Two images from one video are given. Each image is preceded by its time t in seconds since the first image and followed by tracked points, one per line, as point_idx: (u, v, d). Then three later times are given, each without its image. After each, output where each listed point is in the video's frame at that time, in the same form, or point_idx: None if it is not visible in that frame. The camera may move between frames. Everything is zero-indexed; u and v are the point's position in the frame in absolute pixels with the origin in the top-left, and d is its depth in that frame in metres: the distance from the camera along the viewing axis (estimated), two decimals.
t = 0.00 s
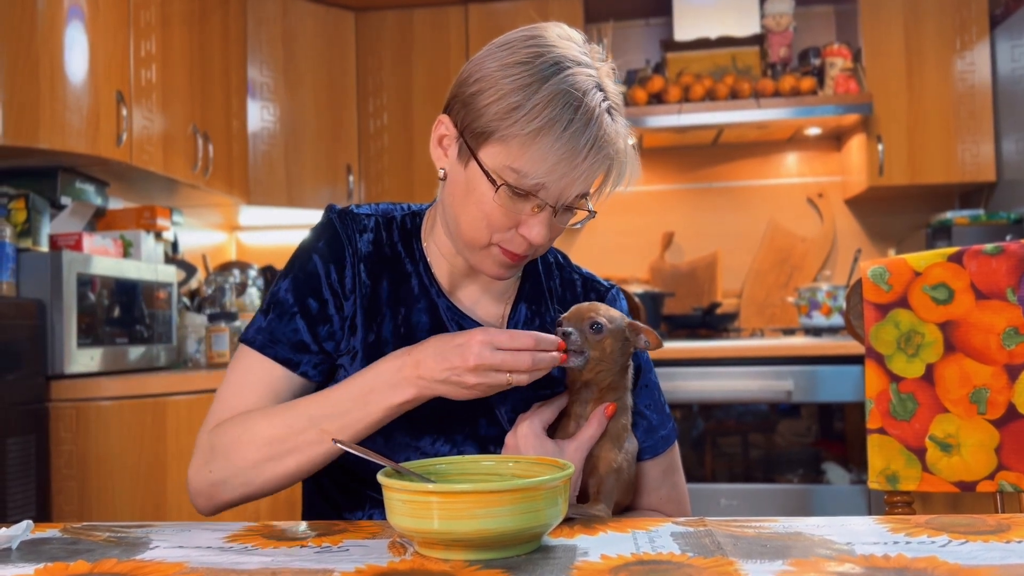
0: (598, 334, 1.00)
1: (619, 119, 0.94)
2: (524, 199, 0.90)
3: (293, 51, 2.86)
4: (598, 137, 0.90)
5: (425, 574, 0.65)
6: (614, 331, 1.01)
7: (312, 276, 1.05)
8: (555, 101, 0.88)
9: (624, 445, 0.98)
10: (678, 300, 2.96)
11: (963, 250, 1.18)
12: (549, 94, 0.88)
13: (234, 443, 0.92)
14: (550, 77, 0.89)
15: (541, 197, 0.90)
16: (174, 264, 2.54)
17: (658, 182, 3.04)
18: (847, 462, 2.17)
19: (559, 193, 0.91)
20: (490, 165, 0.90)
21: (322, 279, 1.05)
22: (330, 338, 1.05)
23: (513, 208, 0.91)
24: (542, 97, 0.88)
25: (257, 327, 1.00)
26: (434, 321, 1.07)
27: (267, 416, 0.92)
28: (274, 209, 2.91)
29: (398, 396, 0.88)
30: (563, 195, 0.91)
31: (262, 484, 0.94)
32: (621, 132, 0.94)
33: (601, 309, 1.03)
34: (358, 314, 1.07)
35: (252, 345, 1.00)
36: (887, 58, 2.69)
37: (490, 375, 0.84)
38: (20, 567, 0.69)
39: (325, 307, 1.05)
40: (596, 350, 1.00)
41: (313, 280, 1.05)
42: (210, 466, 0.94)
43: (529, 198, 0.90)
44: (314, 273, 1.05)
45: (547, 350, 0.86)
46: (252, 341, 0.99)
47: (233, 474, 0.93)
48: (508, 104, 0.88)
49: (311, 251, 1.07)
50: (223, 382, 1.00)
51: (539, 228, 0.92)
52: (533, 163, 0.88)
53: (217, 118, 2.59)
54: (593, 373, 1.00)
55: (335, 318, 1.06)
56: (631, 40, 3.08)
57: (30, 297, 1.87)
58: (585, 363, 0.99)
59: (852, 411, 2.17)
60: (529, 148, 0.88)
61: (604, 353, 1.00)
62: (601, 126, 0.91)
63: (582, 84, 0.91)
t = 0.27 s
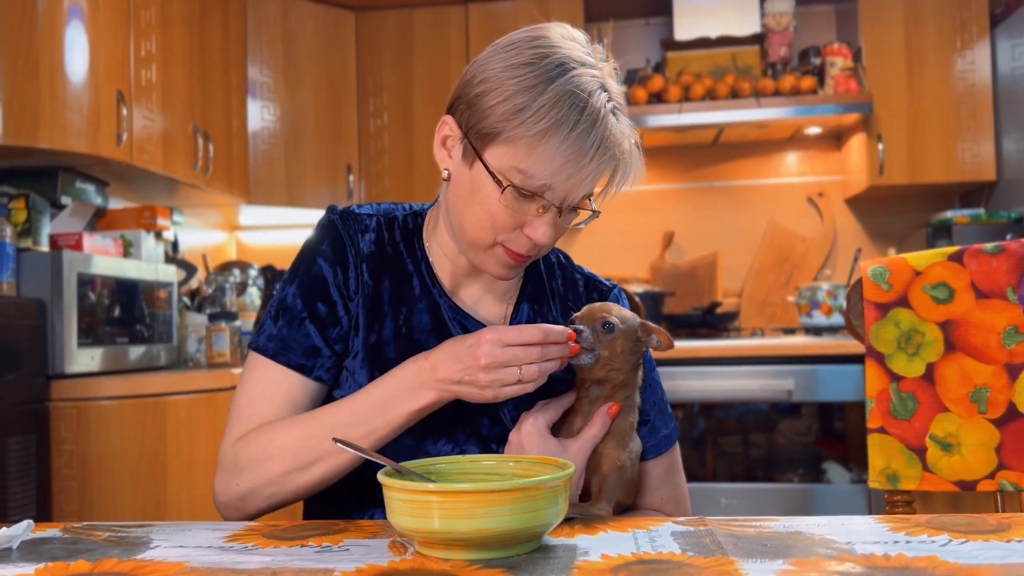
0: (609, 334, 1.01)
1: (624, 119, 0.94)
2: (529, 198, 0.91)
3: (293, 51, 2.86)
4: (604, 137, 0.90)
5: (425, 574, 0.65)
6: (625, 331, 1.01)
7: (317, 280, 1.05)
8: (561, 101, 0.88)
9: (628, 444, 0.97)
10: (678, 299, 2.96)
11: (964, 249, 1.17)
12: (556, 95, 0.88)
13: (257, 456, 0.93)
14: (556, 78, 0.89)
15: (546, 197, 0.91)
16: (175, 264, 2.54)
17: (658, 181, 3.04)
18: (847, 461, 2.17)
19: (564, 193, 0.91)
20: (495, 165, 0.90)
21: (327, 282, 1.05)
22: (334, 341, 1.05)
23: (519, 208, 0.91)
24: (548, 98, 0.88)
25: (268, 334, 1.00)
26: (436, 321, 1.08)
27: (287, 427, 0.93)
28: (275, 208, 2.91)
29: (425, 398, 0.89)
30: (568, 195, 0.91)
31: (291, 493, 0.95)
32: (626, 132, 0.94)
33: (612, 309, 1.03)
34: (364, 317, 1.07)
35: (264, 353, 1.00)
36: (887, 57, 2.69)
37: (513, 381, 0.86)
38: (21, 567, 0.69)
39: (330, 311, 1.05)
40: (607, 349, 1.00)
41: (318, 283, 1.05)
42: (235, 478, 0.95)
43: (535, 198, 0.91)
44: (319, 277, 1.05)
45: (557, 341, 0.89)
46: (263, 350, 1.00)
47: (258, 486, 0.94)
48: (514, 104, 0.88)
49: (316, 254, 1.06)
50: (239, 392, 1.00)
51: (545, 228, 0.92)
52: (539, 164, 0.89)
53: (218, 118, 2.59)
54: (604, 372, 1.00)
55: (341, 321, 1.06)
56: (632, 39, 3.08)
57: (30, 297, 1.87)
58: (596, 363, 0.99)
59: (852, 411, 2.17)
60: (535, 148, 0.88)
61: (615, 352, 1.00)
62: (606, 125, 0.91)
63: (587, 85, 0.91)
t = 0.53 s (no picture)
0: (630, 334, 0.96)
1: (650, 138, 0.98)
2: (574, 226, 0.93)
3: (293, 52, 2.86)
4: (643, 165, 0.94)
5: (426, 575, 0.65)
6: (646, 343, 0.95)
7: (328, 296, 1.05)
8: (605, 135, 0.89)
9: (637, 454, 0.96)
10: (679, 299, 2.96)
11: (964, 249, 1.18)
12: (602, 131, 0.89)
13: (301, 476, 0.95)
14: (595, 109, 0.89)
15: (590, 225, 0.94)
16: (174, 266, 2.54)
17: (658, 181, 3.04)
18: (847, 460, 2.17)
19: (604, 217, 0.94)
20: (539, 199, 0.92)
21: (337, 297, 1.06)
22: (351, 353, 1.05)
23: (561, 235, 0.94)
24: (596, 135, 0.89)
25: (290, 355, 1.01)
26: (444, 327, 1.08)
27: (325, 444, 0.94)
28: (274, 210, 2.91)
29: (445, 387, 0.92)
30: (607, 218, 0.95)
31: (341, 507, 0.97)
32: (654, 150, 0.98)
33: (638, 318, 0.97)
34: (378, 326, 1.07)
35: (288, 375, 1.00)
36: (886, 56, 2.69)
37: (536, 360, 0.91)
38: (23, 569, 0.69)
39: (345, 324, 1.05)
40: (622, 345, 0.96)
41: (329, 298, 1.05)
42: (284, 500, 0.97)
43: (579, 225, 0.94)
44: (329, 293, 1.06)
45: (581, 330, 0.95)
46: (289, 373, 1.00)
47: (307, 507, 0.96)
48: (559, 142, 0.88)
49: (326, 269, 1.06)
50: (269, 415, 1.01)
51: (582, 251, 0.96)
52: (586, 197, 0.91)
53: (217, 119, 2.59)
54: (618, 365, 0.96)
55: (357, 332, 1.06)
56: (631, 40, 3.08)
57: (31, 299, 1.87)
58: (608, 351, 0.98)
59: (852, 410, 2.17)
60: (585, 184, 0.90)
61: (628, 361, 0.95)
62: (642, 151, 0.93)
63: (624, 113, 0.92)
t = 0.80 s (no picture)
0: (619, 320, 0.97)
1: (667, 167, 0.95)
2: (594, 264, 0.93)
3: (293, 52, 2.86)
4: (665, 203, 0.92)
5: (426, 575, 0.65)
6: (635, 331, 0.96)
7: (323, 301, 1.06)
8: (631, 181, 0.87)
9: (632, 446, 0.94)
10: (678, 300, 2.96)
11: (963, 249, 1.18)
12: (624, 180, 0.86)
13: (285, 479, 0.95)
14: (620, 154, 0.86)
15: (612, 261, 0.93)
16: (174, 266, 2.54)
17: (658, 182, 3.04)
18: (847, 461, 2.17)
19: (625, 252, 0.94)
20: (561, 242, 0.90)
21: (333, 303, 1.06)
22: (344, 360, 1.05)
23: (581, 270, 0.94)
24: (619, 186, 0.86)
25: (282, 360, 1.01)
26: (439, 334, 1.08)
27: (310, 448, 0.95)
28: (274, 210, 2.91)
29: (422, 403, 0.90)
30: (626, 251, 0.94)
31: (326, 511, 0.97)
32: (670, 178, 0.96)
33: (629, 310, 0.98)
34: (372, 334, 1.07)
35: (278, 378, 1.01)
36: (886, 57, 2.69)
37: (508, 380, 0.87)
38: (22, 570, 0.69)
39: (338, 331, 1.06)
40: (611, 328, 0.96)
41: (325, 304, 1.06)
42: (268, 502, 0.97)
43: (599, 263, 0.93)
44: (325, 298, 1.06)
45: (560, 349, 0.90)
46: (279, 376, 1.01)
47: (285, 511, 0.97)
48: (584, 192, 0.86)
49: (322, 273, 1.07)
50: (260, 419, 1.03)
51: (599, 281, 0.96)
52: (610, 242, 0.90)
53: (217, 119, 2.59)
54: (607, 349, 0.96)
55: (350, 338, 1.06)
56: (631, 40, 3.08)
57: (30, 299, 1.87)
58: (597, 333, 0.97)
59: (852, 410, 2.17)
60: (611, 231, 0.89)
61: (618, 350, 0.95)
62: (664, 187, 0.92)
63: (644, 154, 0.89)
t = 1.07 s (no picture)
0: (627, 322, 0.94)
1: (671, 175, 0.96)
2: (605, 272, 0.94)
3: (293, 53, 2.86)
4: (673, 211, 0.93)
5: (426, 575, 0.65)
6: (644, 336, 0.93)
7: (318, 305, 1.06)
8: (644, 194, 0.88)
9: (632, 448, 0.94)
10: (678, 300, 2.95)
11: (963, 249, 1.18)
12: (639, 193, 0.87)
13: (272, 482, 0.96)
14: (632, 168, 0.87)
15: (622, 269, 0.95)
16: (174, 266, 2.54)
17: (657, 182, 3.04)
18: (847, 461, 2.17)
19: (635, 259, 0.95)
20: (574, 255, 0.91)
21: (328, 307, 1.06)
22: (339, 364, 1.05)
23: (591, 278, 0.94)
24: (634, 201, 0.87)
25: (276, 364, 1.02)
26: (434, 338, 1.08)
27: (297, 452, 0.95)
28: (275, 210, 2.91)
29: (399, 412, 0.90)
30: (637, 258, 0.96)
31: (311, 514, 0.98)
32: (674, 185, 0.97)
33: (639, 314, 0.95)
34: (367, 337, 1.07)
35: (272, 382, 1.01)
36: (886, 57, 2.69)
37: (482, 392, 0.85)
38: (22, 570, 0.69)
39: (333, 335, 1.06)
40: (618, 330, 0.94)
41: (320, 308, 1.06)
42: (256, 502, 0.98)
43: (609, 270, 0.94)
44: (320, 302, 1.06)
45: (538, 360, 0.86)
46: (273, 379, 1.01)
47: (272, 513, 0.98)
48: (600, 207, 0.86)
49: (317, 276, 1.07)
50: (254, 419, 1.04)
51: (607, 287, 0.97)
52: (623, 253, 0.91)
53: (217, 119, 2.59)
54: (613, 350, 0.94)
55: (346, 342, 1.06)
56: (631, 40, 3.08)
57: (30, 299, 1.87)
58: (603, 334, 0.95)
59: (852, 410, 2.17)
60: (624, 243, 0.90)
61: (626, 354, 0.93)
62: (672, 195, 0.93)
63: (654, 166, 0.89)
